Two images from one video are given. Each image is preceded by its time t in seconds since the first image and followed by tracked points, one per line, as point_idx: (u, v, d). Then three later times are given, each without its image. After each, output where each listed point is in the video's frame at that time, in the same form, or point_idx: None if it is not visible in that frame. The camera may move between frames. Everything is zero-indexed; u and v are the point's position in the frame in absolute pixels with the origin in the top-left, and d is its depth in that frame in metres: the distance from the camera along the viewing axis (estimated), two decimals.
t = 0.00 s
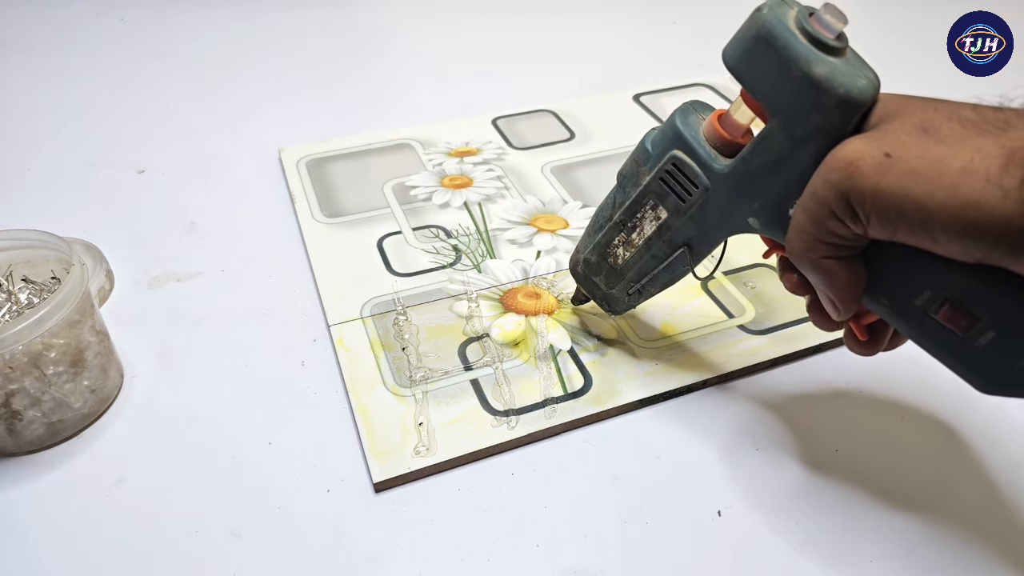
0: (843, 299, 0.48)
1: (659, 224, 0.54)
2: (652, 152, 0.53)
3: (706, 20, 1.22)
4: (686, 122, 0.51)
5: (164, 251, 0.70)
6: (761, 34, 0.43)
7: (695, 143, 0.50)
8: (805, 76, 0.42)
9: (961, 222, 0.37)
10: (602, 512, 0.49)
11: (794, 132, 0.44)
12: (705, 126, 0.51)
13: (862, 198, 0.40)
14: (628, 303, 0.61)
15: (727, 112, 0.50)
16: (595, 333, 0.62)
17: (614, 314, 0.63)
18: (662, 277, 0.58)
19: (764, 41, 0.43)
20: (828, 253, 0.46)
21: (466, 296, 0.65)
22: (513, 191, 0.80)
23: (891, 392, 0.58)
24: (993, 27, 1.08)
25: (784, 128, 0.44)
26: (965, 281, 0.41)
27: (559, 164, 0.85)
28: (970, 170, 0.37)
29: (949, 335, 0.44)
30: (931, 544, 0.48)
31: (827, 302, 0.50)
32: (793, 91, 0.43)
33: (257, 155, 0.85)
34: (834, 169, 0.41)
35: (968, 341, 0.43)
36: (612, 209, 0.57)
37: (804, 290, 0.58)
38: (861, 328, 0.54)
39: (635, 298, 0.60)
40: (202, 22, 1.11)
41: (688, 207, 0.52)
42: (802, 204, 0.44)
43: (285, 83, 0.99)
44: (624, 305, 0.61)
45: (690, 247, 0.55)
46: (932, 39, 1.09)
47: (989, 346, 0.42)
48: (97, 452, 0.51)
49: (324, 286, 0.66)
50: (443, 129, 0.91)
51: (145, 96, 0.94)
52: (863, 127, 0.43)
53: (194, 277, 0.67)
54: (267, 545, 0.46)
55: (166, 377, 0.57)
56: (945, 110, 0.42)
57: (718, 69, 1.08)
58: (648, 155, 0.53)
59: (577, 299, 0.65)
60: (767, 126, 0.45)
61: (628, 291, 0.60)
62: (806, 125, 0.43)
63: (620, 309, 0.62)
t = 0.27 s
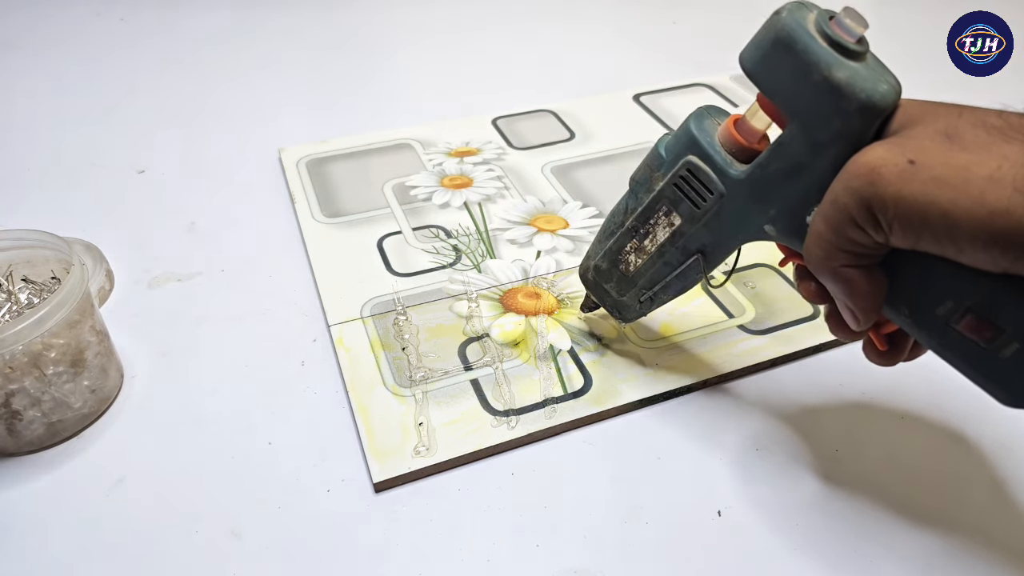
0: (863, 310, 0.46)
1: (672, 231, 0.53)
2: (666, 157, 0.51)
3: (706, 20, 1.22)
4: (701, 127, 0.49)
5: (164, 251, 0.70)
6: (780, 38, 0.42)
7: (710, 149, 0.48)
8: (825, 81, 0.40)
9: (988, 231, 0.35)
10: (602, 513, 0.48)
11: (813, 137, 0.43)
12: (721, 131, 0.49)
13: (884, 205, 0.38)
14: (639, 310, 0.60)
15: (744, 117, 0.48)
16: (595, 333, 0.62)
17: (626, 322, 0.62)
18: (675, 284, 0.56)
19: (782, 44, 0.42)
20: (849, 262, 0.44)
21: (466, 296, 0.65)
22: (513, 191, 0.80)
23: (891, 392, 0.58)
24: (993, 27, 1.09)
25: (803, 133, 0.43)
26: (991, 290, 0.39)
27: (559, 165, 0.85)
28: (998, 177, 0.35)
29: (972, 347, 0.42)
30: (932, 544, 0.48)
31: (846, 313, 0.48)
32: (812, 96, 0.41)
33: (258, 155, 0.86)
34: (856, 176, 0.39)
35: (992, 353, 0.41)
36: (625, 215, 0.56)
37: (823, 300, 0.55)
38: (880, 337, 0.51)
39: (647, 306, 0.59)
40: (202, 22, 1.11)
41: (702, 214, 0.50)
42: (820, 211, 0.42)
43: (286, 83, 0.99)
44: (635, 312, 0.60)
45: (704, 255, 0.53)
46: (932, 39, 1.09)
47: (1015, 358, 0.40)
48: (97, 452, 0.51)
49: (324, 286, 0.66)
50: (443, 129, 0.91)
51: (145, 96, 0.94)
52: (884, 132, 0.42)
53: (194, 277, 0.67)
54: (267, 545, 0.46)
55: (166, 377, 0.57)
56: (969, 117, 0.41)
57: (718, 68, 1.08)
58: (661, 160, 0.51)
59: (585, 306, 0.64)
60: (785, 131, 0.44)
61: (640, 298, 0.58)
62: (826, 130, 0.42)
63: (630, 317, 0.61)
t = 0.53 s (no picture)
0: (884, 320, 0.44)
1: (688, 237, 0.52)
2: (683, 162, 0.50)
3: (706, 20, 1.22)
4: (719, 131, 0.49)
5: (164, 251, 0.70)
6: (802, 41, 0.41)
7: (729, 153, 0.48)
8: (849, 85, 0.39)
9: (1015, 241, 0.34)
10: (602, 513, 0.48)
11: (835, 143, 0.41)
12: (739, 136, 0.48)
13: (908, 213, 0.37)
14: (652, 317, 0.59)
15: (763, 122, 0.48)
16: (595, 333, 0.62)
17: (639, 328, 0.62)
18: (690, 291, 0.55)
19: (805, 48, 0.41)
20: (870, 270, 0.43)
21: (466, 296, 0.65)
22: (513, 191, 0.80)
23: (891, 392, 0.58)
24: (993, 27, 1.09)
25: (824, 138, 0.42)
26: (1016, 300, 0.37)
27: (559, 165, 0.85)
28: None
29: (996, 360, 0.40)
30: (933, 544, 0.48)
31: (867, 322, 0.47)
32: (835, 101, 0.40)
33: (258, 155, 0.86)
34: (880, 183, 0.38)
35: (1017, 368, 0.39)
36: (639, 220, 0.55)
37: (842, 307, 0.54)
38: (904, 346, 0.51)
39: (661, 312, 0.58)
40: (203, 22, 1.11)
41: (719, 219, 0.50)
42: (842, 218, 0.41)
43: (285, 83, 0.99)
44: (648, 318, 0.59)
45: (720, 261, 0.52)
46: (932, 39, 1.09)
47: None
48: (97, 452, 0.51)
49: (324, 286, 0.66)
50: (443, 129, 0.91)
51: (145, 96, 0.94)
52: (908, 139, 0.41)
53: (194, 277, 0.67)
54: (267, 544, 0.46)
55: (166, 377, 0.57)
56: (996, 125, 0.41)
57: (718, 68, 1.08)
58: (679, 165, 0.51)
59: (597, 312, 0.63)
60: (806, 136, 0.43)
61: (654, 304, 0.58)
62: (848, 135, 0.41)
63: (643, 323, 0.60)
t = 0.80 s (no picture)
0: (901, 329, 0.44)
1: (698, 246, 0.51)
2: (692, 170, 0.49)
3: (706, 20, 1.22)
4: (729, 139, 0.48)
5: (164, 251, 0.70)
6: (815, 48, 0.41)
7: (740, 161, 0.47)
8: (864, 92, 0.39)
9: None
10: (602, 513, 0.48)
11: (850, 150, 0.41)
12: (749, 144, 0.48)
13: (926, 222, 0.36)
14: (661, 327, 0.58)
15: (773, 130, 0.48)
16: (595, 333, 0.62)
17: (646, 339, 0.61)
18: (700, 300, 0.55)
19: (818, 55, 0.41)
20: (887, 280, 0.42)
21: (466, 296, 0.65)
22: (513, 191, 0.80)
23: (890, 393, 0.58)
24: (993, 27, 1.09)
25: (839, 146, 0.42)
26: None
27: (559, 165, 0.85)
28: None
29: (1016, 370, 0.40)
30: (932, 544, 0.48)
31: (884, 332, 0.46)
32: (849, 108, 0.40)
33: (257, 155, 0.86)
34: (897, 191, 0.38)
35: None
36: (647, 230, 0.54)
37: (859, 318, 0.53)
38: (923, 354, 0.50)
39: (670, 322, 0.57)
40: (202, 22, 1.11)
41: (731, 228, 0.49)
42: (858, 226, 0.41)
43: (285, 83, 0.99)
44: (657, 328, 0.58)
45: (731, 271, 0.51)
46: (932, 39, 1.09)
47: None
48: (96, 452, 0.51)
49: (325, 286, 0.66)
50: (443, 129, 0.91)
51: (144, 96, 0.94)
52: (923, 146, 0.41)
53: (194, 277, 0.67)
54: (267, 544, 0.46)
55: (166, 377, 0.57)
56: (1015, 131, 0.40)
57: (718, 68, 1.08)
58: (687, 173, 0.50)
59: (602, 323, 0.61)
60: (820, 143, 0.43)
61: (663, 314, 0.57)
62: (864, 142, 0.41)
63: (652, 333, 0.59)
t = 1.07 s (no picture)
0: (930, 341, 0.43)
1: (717, 254, 0.50)
2: (711, 176, 0.48)
3: (706, 19, 1.22)
4: (750, 145, 0.47)
5: (164, 251, 0.70)
6: (839, 53, 0.39)
7: (761, 167, 0.46)
8: (891, 99, 0.38)
9: None
10: (602, 513, 0.48)
11: (876, 158, 0.40)
12: (771, 150, 0.46)
13: (958, 232, 0.36)
14: (677, 336, 0.56)
15: (794, 137, 0.46)
16: (595, 332, 0.62)
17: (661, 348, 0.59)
18: (717, 310, 0.53)
19: (843, 60, 0.39)
20: (915, 291, 0.41)
21: (466, 296, 0.65)
22: (513, 191, 0.80)
23: (890, 393, 0.58)
24: (993, 27, 1.09)
25: (864, 154, 0.40)
26: None
27: (559, 165, 0.85)
28: None
29: None
30: (932, 544, 0.47)
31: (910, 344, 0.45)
32: (876, 115, 0.38)
33: (257, 155, 0.86)
34: (925, 201, 0.37)
35: None
36: (665, 237, 0.53)
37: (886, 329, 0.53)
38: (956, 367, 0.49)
39: (686, 331, 0.56)
40: (202, 22, 1.11)
41: (751, 236, 0.47)
42: (884, 236, 0.40)
43: (285, 83, 0.99)
44: (673, 338, 0.57)
45: (751, 280, 0.50)
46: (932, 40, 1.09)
47: None
48: (96, 452, 0.51)
49: (325, 287, 0.66)
50: (443, 129, 0.91)
51: (145, 96, 0.94)
52: (952, 152, 0.39)
53: (194, 277, 0.67)
54: (266, 544, 0.46)
55: (166, 377, 0.57)
56: None
57: (718, 68, 1.08)
58: (706, 179, 0.49)
59: (617, 331, 0.61)
60: (844, 151, 0.41)
61: (679, 324, 0.55)
62: (890, 150, 0.39)
63: (667, 343, 0.57)
